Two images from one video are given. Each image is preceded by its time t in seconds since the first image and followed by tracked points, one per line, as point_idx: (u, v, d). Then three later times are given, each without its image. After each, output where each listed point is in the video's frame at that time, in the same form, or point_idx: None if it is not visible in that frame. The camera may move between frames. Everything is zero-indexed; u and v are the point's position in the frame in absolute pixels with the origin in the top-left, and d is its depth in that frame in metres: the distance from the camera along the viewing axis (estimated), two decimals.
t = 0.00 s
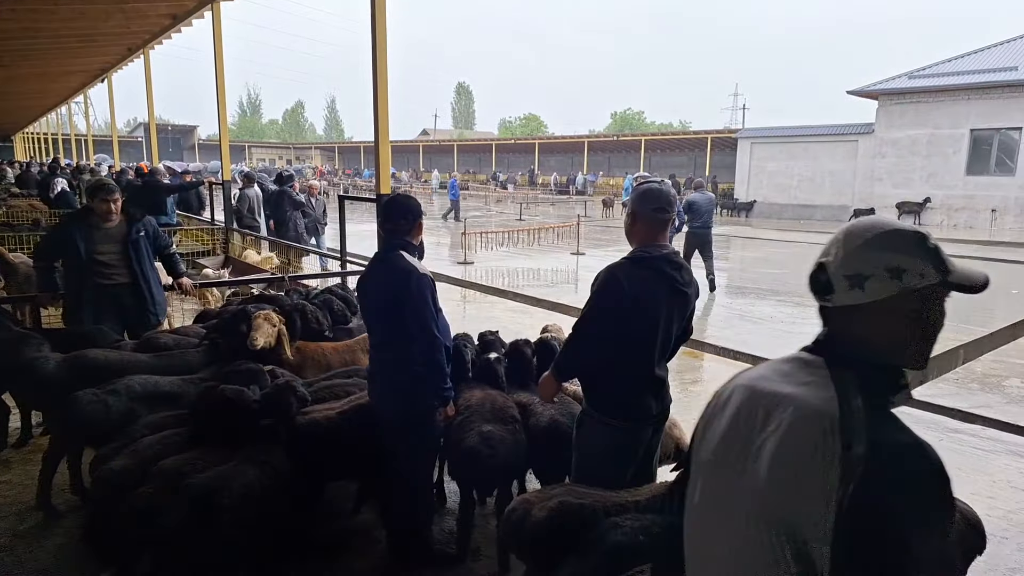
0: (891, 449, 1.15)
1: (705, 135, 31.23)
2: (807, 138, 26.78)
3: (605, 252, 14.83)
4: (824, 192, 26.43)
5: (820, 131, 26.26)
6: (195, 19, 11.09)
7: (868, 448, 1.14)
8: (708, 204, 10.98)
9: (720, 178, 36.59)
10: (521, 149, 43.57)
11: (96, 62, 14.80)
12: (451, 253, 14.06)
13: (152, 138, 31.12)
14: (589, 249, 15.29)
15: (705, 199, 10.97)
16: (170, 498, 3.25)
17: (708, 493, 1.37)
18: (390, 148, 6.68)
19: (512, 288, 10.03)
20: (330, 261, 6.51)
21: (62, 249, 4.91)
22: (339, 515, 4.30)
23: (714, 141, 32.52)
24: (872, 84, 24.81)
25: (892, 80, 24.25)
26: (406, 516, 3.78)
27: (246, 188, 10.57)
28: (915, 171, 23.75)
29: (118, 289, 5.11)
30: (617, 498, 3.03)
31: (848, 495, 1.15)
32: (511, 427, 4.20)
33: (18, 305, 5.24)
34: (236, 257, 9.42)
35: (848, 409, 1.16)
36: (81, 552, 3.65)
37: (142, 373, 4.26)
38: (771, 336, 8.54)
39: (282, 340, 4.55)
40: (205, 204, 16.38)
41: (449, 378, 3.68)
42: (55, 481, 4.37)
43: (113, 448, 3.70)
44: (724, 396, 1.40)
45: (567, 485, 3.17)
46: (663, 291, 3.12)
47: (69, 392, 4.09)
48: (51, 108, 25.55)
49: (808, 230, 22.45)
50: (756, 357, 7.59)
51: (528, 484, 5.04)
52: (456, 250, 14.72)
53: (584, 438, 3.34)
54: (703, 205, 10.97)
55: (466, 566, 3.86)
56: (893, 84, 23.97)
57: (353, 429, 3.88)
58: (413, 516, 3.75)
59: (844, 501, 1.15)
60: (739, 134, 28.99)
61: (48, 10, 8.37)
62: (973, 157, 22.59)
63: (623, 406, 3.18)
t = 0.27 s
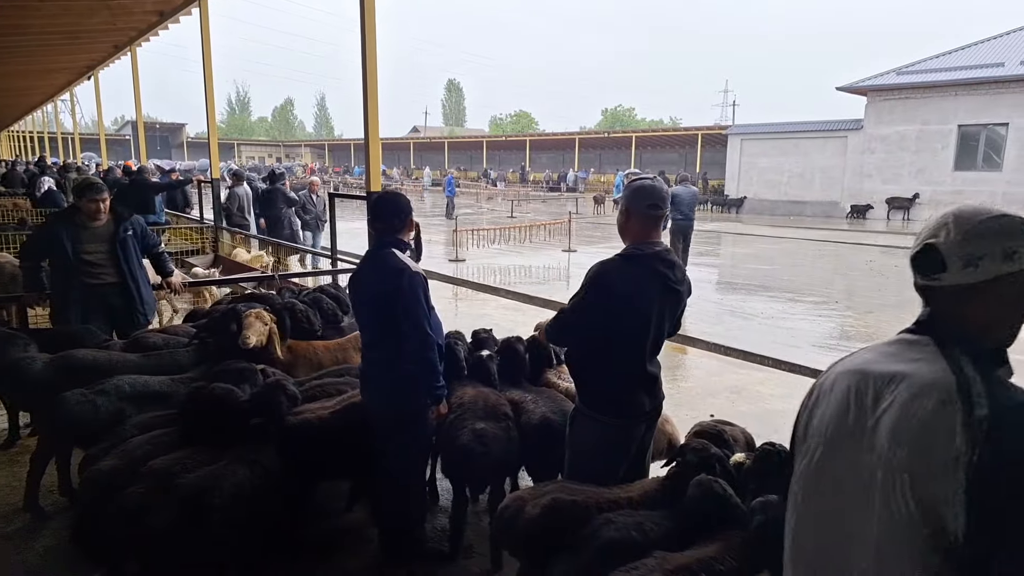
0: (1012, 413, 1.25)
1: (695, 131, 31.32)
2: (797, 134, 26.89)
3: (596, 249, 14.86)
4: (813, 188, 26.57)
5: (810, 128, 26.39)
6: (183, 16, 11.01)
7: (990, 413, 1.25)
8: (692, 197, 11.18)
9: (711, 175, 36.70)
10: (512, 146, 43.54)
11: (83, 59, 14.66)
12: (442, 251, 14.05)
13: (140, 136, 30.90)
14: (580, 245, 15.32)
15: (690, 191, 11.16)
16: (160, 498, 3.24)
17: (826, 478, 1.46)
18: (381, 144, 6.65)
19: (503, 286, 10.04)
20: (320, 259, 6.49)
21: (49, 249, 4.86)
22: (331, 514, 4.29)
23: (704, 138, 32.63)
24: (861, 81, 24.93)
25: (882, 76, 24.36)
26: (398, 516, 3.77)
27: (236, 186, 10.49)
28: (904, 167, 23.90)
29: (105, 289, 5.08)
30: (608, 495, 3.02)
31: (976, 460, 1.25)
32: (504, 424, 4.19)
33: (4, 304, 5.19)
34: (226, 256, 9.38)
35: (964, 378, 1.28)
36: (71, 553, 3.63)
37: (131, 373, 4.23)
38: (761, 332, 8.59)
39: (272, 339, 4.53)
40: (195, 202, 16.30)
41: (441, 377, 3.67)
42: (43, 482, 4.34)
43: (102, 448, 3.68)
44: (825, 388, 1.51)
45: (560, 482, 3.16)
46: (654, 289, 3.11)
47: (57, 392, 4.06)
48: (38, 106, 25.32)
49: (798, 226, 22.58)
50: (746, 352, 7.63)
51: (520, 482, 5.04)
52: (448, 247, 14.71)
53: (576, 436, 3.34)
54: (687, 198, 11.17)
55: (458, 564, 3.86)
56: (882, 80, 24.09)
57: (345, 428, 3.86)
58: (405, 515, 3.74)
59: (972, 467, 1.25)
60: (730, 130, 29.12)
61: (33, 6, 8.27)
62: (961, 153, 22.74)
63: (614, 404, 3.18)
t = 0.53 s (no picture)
0: None
1: (688, 130, 31.43)
2: (789, 133, 27.02)
3: (590, 247, 14.91)
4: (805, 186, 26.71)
5: (802, 127, 26.53)
6: (175, 15, 10.98)
7: None
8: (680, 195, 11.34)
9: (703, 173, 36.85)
10: (506, 145, 43.56)
11: (75, 58, 14.58)
12: (436, 249, 14.07)
13: (132, 135, 30.75)
14: (573, 244, 15.37)
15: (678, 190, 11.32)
16: (153, 498, 3.25)
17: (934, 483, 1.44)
18: (373, 142, 6.67)
19: (497, 284, 10.06)
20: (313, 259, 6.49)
21: (41, 248, 4.85)
22: (325, 513, 4.30)
23: (697, 136, 32.76)
24: (853, 80, 25.09)
25: (873, 74, 24.52)
26: (392, 516, 3.76)
27: (228, 185, 10.46)
28: (896, 165, 24.05)
29: (98, 289, 5.06)
30: (602, 494, 3.05)
31: None
32: (498, 423, 4.21)
33: None
34: (219, 255, 9.36)
35: None
36: (63, 553, 3.63)
37: (124, 373, 4.23)
38: (754, 330, 8.65)
39: (266, 338, 4.53)
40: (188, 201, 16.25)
41: (436, 376, 3.69)
42: (36, 482, 4.33)
43: (95, 448, 3.68)
44: (923, 396, 1.48)
45: (554, 481, 3.18)
46: (647, 283, 3.13)
47: (50, 392, 4.06)
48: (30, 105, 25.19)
49: (791, 224, 22.69)
50: (739, 350, 7.68)
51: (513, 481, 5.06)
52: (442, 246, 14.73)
53: (571, 434, 3.36)
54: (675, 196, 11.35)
55: (452, 562, 3.87)
56: (874, 78, 24.24)
57: (340, 428, 3.87)
58: (399, 513, 3.75)
59: None
60: (722, 129, 29.24)
61: (26, 5, 8.22)
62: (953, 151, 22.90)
63: (607, 402, 3.20)
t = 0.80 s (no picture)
0: None
1: (685, 129, 31.53)
2: (785, 132, 27.11)
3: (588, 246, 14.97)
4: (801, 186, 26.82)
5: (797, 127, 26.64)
6: (172, 15, 10.97)
7: None
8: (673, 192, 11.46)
9: (700, 171, 36.94)
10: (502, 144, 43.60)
11: (71, 58, 14.56)
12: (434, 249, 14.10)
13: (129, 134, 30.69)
14: (571, 243, 15.43)
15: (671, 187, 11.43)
16: (151, 495, 3.27)
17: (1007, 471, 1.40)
18: (370, 142, 6.69)
19: (495, 283, 10.11)
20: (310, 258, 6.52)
21: (40, 247, 4.87)
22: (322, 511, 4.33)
23: (693, 136, 32.87)
24: (850, 78, 25.16)
25: (870, 73, 24.58)
26: (390, 515, 3.82)
27: (225, 184, 10.48)
28: (894, 163, 24.15)
29: (97, 288, 5.09)
30: (597, 493, 3.10)
31: None
32: (493, 422, 4.24)
33: None
34: (217, 255, 9.39)
35: None
36: (61, 551, 3.66)
37: (122, 372, 4.25)
38: (750, 328, 8.71)
39: (264, 337, 4.57)
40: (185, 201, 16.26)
41: (432, 375, 3.73)
42: (35, 481, 4.36)
43: (93, 447, 3.71)
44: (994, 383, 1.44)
45: (550, 481, 3.23)
46: (643, 282, 3.17)
47: (48, 392, 4.09)
48: (26, 105, 25.13)
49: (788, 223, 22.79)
50: (736, 349, 7.73)
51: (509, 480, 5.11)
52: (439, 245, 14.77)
53: (566, 433, 3.40)
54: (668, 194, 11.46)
55: (448, 560, 3.91)
56: (871, 77, 24.33)
57: (337, 427, 3.90)
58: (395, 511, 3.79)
59: None
60: (718, 129, 29.35)
61: (23, 6, 8.23)
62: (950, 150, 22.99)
63: (602, 400, 3.25)
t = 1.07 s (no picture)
0: None
1: (689, 128, 31.50)
2: (789, 131, 27.04)
3: (593, 245, 14.98)
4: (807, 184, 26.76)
5: (802, 125, 26.58)
6: (178, 16, 11.01)
7: None
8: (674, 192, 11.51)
9: (705, 170, 36.89)
10: (507, 143, 43.64)
11: (78, 60, 14.63)
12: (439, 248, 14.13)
13: (135, 134, 30.82)
14: (575, 242, 15.45)
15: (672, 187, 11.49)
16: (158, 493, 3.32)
17: None
18: (373, 142, 6.72)
19: (499, 283, 10.14)
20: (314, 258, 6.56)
21: (47, 247, 4.92)
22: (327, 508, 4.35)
23: (698, 135, 32.82)
24: (855, 76, 25.07)
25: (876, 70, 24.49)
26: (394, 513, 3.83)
27: (230, 185, 10.53)
28: (900, 161, 24.06)
29: (104, 288, 5.13)
30: (600, 491, 3.13)
31: None
32: (497, 420, 4.26)
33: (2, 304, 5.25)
34: (223, 255, 9.44)
35: None
36: (69, 547, 3.70)
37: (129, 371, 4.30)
38: (755, 327, 8.71)
39: (267, 336, 4.59)
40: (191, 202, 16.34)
41: (435, 374, 3.74)
42: (42, 478, 4.40)
43: (99, 445, 3.74)
44: None
45: (553, 480, 3.25)
46: (647, 282, 3.18)
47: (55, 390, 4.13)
48: (33, 107, 25.28)
49: (793, 222, 22.75)
50: (741, 348, 7.74)
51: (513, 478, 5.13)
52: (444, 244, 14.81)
53: (570, 432, 3.41)
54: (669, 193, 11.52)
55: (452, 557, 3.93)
56: (878, 74, 24.25)
57: (341, 425, 3.92)
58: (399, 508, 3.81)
59: None
60: (723, 127, 29.33)
61: (29, 8, 8.28)
62: (957, 147, 22.90)
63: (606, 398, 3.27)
